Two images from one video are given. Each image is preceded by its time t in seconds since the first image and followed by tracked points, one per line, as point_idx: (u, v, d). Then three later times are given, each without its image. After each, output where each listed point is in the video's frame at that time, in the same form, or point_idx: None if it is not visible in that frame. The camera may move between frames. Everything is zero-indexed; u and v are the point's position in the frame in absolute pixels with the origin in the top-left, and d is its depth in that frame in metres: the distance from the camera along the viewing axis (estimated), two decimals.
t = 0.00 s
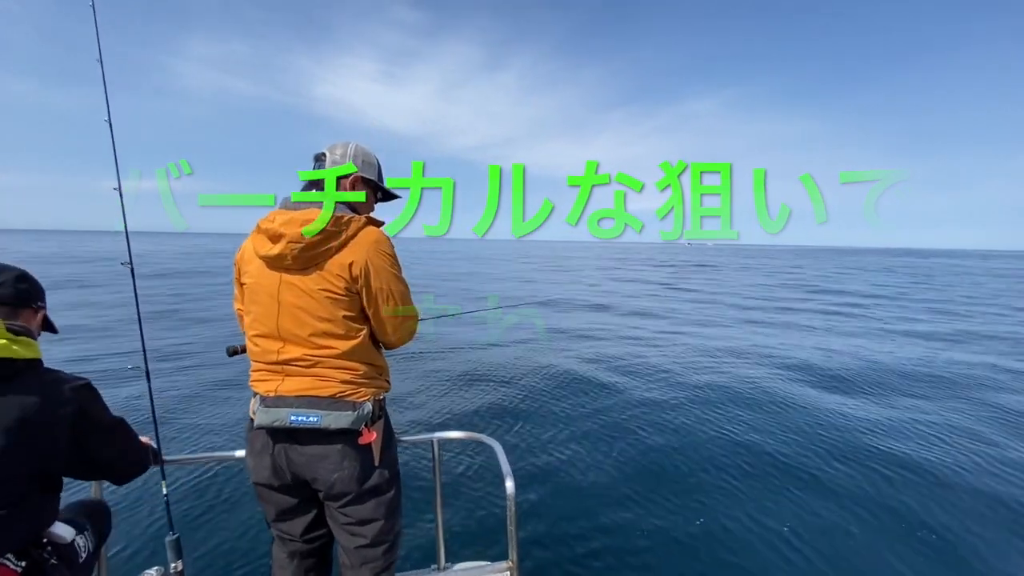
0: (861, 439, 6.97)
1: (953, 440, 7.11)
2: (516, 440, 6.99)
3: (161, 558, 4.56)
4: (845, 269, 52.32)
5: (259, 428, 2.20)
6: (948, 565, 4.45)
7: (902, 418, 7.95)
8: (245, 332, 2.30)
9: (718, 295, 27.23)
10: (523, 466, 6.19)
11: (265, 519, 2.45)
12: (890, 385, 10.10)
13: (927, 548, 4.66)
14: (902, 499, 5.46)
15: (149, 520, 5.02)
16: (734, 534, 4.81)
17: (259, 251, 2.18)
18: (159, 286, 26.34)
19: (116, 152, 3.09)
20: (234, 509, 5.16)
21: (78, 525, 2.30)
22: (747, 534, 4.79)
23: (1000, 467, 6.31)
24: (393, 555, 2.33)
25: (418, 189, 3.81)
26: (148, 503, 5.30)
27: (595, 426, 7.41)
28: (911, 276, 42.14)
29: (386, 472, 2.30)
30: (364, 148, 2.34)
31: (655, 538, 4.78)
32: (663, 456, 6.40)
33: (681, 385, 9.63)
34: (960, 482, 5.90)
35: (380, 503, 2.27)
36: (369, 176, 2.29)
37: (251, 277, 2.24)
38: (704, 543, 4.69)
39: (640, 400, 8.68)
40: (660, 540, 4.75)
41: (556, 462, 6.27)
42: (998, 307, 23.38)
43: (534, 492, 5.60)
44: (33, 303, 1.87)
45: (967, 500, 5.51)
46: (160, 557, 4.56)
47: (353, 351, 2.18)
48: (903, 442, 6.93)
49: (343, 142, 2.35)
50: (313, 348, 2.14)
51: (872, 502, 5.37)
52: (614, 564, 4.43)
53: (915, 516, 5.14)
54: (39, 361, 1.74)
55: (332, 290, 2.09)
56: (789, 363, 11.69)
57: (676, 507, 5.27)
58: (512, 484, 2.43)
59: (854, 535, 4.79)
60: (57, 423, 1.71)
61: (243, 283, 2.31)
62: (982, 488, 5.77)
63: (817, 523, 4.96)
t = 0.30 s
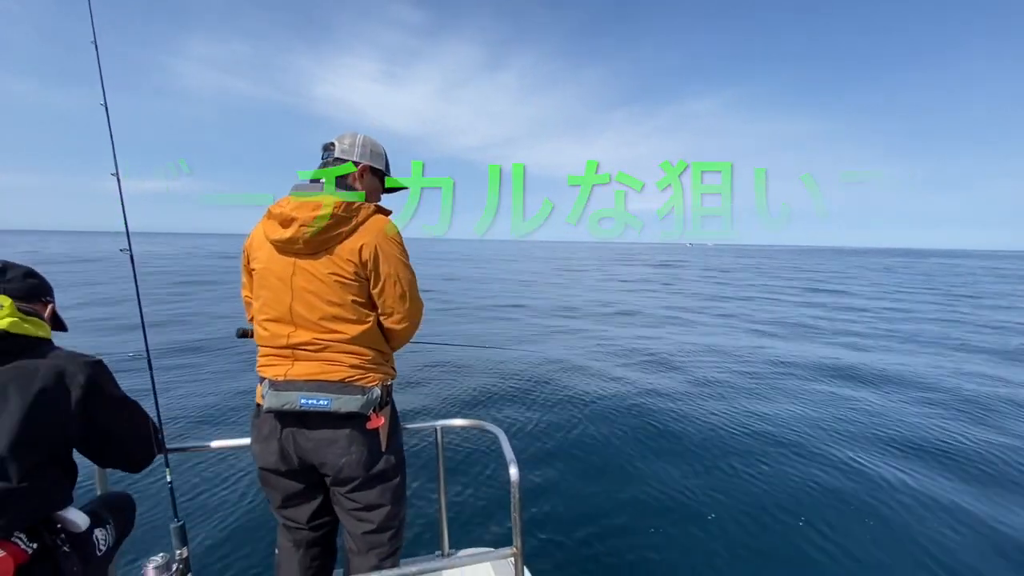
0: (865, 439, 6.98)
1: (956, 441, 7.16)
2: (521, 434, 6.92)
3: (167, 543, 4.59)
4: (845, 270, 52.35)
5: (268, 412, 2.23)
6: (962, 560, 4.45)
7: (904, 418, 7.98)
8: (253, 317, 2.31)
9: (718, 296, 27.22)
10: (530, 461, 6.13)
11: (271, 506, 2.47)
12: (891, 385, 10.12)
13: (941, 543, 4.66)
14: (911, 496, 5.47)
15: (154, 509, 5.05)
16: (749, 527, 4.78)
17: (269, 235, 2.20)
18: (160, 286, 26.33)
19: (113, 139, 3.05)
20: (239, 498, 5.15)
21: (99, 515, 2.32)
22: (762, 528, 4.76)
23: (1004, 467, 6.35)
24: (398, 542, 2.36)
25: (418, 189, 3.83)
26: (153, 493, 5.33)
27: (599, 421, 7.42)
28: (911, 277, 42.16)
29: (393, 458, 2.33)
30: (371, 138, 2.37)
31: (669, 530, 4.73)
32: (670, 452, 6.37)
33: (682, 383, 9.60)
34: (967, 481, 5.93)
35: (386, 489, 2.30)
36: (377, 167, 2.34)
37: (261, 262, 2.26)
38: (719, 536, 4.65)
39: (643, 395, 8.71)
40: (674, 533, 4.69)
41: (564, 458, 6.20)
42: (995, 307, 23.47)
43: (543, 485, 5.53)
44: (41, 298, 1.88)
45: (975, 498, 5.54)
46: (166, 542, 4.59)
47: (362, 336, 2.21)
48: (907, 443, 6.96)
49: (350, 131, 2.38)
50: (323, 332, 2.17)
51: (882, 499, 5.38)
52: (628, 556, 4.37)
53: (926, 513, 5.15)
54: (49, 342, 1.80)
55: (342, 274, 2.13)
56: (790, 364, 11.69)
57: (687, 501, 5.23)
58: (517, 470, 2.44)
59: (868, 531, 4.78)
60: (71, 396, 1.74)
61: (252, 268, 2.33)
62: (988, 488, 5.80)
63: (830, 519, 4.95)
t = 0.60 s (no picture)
0: (872, 447, 7.08)
1: (961, 446, 7.28)
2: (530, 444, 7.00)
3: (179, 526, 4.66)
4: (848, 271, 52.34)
5: (281, 395, 2.30)
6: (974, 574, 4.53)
7: (910, 423, 8.10)
8: (267, 302, 2.39)
9: (721, 296, 27.30)
10: (540, 471, 6.19)
11: (280, 491, 2.53)
12: (893, 384, 10.18)
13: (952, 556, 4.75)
14: (922, 507, 5.55)
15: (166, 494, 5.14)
16: (761, 543, 4.82)
17: (286, 221, 2.30)
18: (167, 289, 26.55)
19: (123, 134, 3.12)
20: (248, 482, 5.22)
21: (112, 499, 2.39)
22: (775, 543, 4.83)
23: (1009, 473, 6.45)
24: (405, 528, 2.40)
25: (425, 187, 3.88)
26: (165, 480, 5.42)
27: (603, 432, 7.49)
28: (914, 278, 42.19)
29: (400, 445, 2.37)
30: (386, 129, 2.51)
31: (684, 545, 4.81)
32: (681, 463, 6.44)
33: (688, 389, 9.72)
34: (975, 489, 6.02)
35: (394, 475, 2.34)
36: (391, 156, 2.47)
37: (278, 248, 2.34)
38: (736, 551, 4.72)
39: (646, 404, 8.80)
40: (690, 548, 4.77)
41: (575, 470, 6.28)
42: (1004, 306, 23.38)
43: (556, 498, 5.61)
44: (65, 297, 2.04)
45: (984, 506, 5.62)
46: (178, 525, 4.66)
47: (374, 322, 2.28)
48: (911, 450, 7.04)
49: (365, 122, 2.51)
50: (336, 317, 2.24)
51: (892, 510, 5.46)
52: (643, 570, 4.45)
53: (936, 524, 5.23)
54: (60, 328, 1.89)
55: (356, 260, 2.22)
56: (792, 365, 11.76)
57: (700, 515, 5.30)
58: (522, 456, 2.47)
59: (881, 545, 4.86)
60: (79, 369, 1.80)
61: (268, 255, 2.41)
62: (997, 495, 5.88)
63: (843, 532, 5.03)
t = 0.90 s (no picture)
0: (877, 441, 7.22)
1: (964, 439, 7.41)
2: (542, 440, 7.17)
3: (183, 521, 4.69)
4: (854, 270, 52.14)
5: (284, 391, 2.33)
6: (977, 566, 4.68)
7: (914, 418, 8.22)
8: (273, 298, 2.43)
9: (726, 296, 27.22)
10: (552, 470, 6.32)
11: (283, 486, 2.56)
12: (899, 383, 10.16)
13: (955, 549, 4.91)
14: (926, 501, 5.70)
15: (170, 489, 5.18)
16: (775, 543, 4.89)
17: (293, 218, 2.33)
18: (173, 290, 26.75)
19: (127, 132, 3.13)
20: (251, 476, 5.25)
21: (119, 494, 2.44)
22: (786, 539, 4.96)
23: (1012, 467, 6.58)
24: (406, 525, 2.43)
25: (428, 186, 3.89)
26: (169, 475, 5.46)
27: (610, 430, 7.54)
28: (920, 276, 41.90)
29: (402, 443, 2.40)
30: (395, 131, 2.56)
31: (695, 537, 4.97)
32: (691, 459, 6.60)
33: (695, 385, 9.85)
34: (980, 482, 6.16)
35: (395, 473, 2.37)
36: (400, 157, 2.51)
37: (284, 244, 2.38)
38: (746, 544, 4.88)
39: (650, 402, 8.83)
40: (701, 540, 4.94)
41: (586, 464, 6.45)
42: (1009, 305, 23.25)
43: (569, 493, 5.78)
44: (70, 307, 2.30)
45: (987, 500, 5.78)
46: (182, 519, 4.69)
47: (377, 320, 2.31)
48: (915, 445, 7.16)
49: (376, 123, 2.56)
50: (340, 314, 2.27)
51: (897, 504, 5.61)
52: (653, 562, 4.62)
53: (942, 519, 5.38)
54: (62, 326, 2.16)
55: (361, 258, 2.25)
56: (795, 364, 11.77)
57: (710, 509, 5.46)
58: (522, 453, 2.48)
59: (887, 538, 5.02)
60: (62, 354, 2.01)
61: (274, 251, 2.45)
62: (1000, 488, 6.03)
63: (853, 528, 5.14)
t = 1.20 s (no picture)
0: (881, 443, 7.37)
1: (966, 440, 7.59)
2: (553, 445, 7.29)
3: (184, 530, 4.74)
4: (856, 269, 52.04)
5: (283, 403, 2.35)
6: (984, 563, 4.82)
7: (916, 420, 8.37)
8: (273, 308, 2.45)
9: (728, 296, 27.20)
10: (561, 476, 6.36)
11: (283, 495, 2.58)
12: (897, 389, 10.27)
13: (962, 546, 5.06)
14: (931, 502, 5.85)
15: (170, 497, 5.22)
16: (789, 547, 4.98)
17: (293, 229, 2.35)
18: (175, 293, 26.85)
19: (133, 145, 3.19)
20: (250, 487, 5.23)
21: (121, 502, 2.46)
22: (800, 543, 5.04)
23: (1012, 466, 6.75)
24: (405, 534, 2.45)
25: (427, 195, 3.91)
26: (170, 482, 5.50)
27: (614, 437, 7.62)
28: (921, 275, 41.83)
29: (401, 454, 2.42)
30: (399, 142, 2.57)
31: (711, 543, 5.03)
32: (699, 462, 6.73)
33: (699, 389, 10.02)
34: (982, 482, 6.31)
35: (394, 483, 2.39)
36: (403, 168, 2.53)
37: (284, 255, 2.40)
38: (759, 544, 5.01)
39: (652, 408, 8.92)
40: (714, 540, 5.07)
41: (598, 468, 6.57)
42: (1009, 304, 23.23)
43: (583, 495, 5.89)
44: (74, 322, 2.33)
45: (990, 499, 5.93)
46: (183, 529, 4.74)
47: (376, 332, 2.33)
48: (915, 445, 7.33)
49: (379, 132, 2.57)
50: (339, 325, 2.29)
51: (904, 505, 5.74)
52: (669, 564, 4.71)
53: (947, 519, 5.52)
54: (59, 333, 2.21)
55: (360, 269, 2.27)
56: (793, 368, 11.83)
57: (722, 509, 5.59)
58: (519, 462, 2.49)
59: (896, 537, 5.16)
60: (59, 358, 2.06)
61: (275, 261, 2.47)
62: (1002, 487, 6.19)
63: (863, 530, 5.26)
